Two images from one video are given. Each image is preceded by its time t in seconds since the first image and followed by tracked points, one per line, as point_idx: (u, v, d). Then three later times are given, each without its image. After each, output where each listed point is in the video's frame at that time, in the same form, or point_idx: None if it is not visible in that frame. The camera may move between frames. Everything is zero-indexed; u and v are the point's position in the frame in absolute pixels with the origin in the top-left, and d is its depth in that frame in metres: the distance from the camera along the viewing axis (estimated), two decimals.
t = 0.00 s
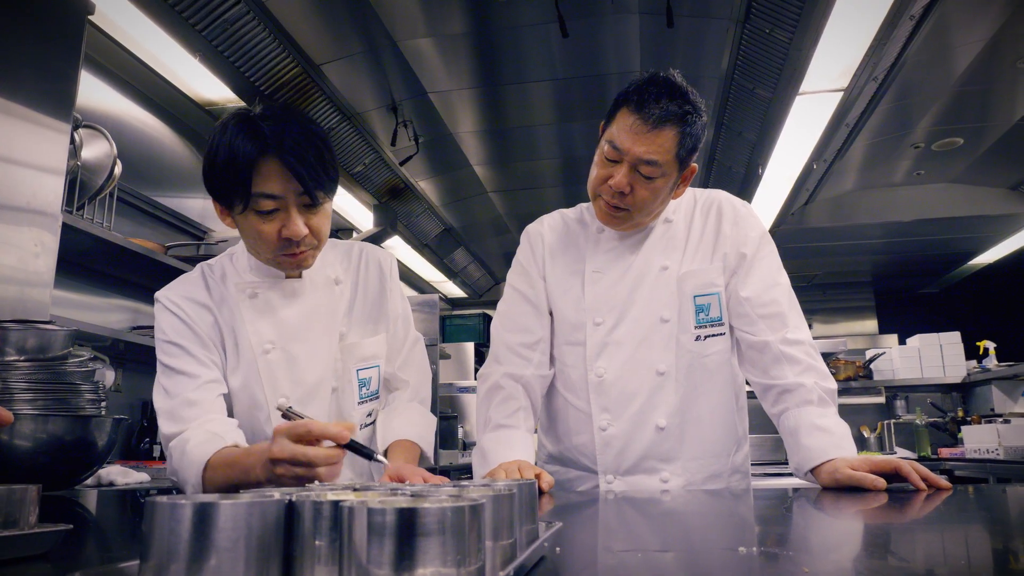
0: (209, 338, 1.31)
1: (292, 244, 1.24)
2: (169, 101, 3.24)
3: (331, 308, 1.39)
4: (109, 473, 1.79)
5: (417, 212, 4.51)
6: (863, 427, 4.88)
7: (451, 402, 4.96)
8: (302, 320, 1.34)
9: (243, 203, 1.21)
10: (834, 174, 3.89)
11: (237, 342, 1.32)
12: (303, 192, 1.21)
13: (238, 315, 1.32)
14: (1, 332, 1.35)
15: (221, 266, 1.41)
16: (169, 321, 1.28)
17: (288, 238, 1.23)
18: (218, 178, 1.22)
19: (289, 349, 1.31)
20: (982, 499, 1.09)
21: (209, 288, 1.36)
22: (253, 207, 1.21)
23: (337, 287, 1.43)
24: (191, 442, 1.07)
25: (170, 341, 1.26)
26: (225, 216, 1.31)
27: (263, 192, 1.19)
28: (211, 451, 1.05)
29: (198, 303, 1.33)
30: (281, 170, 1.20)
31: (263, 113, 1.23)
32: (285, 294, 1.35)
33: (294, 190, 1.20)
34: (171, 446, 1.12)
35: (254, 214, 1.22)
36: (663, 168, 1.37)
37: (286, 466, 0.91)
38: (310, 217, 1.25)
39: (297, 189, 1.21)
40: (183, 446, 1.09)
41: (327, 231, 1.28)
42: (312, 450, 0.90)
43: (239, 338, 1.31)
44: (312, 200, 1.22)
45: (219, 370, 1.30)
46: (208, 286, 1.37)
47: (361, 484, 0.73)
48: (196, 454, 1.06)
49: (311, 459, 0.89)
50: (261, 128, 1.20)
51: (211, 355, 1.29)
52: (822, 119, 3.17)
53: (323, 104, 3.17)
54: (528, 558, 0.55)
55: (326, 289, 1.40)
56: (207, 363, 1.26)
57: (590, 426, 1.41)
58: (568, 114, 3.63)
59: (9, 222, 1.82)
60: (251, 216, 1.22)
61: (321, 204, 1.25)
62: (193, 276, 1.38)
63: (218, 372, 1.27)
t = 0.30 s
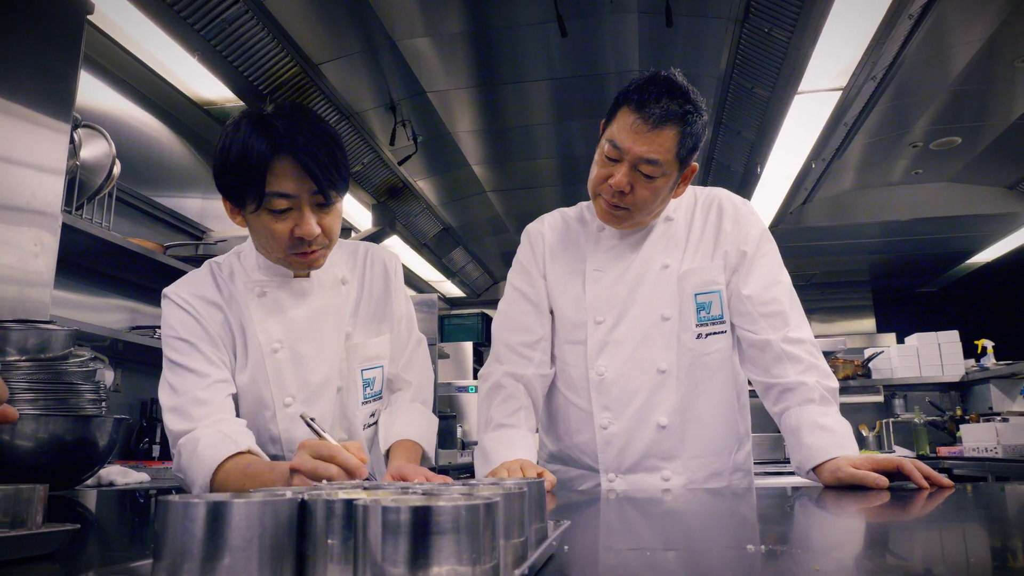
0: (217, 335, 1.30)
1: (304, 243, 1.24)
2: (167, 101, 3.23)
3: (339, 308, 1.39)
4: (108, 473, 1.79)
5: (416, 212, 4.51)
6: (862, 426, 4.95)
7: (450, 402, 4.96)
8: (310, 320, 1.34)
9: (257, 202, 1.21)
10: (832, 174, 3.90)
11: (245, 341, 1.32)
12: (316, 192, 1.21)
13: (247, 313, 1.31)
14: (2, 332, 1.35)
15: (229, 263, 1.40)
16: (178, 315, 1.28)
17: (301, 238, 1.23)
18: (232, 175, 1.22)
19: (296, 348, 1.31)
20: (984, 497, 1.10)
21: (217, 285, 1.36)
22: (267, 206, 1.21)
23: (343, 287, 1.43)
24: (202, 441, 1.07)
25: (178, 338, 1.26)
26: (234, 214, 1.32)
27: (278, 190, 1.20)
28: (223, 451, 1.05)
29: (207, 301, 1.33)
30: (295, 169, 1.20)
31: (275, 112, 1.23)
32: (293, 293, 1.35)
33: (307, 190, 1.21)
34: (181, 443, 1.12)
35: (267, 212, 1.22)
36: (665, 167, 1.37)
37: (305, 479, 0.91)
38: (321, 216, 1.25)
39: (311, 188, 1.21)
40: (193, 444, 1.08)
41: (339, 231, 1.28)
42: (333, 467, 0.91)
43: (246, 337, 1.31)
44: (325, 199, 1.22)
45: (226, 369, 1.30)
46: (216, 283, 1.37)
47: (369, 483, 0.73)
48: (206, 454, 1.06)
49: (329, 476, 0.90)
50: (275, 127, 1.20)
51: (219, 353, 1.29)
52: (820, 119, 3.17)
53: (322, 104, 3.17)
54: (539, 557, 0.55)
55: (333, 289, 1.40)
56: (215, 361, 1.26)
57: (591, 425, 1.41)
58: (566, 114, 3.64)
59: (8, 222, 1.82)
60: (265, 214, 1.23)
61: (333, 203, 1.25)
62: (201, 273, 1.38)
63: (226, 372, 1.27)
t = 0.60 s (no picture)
0: (226, 335, 1.31)
1: (315, 243, 1.25)
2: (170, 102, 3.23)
3: (346, 309, 1.39)
4: (113, 474, 1.79)
5: (418, 212, 4.51)
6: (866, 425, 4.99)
7: (453, 402, 4.96)
8: (317, 320, 1.34)
9: (268, 202, 1.21)
10: (835, 173, 3.89)
11: (253, 341, 1.32)
12: (327, 192, 1.22)
13: (255, 313, 1.32)
14: (7, 333, 1.35)
15: (237, 263, 1.41)
16: (187, 315, 1.28)
17: (312, 238, 1.23)
18: (243, 176, 1.22)
19: (304, 349, 1.31)
20: (992, 496, 1.10)
21: (226, 284, 1.37)
22: (277, 206, 1.22)
23: (352, 288, 1.43)
24: (211, 442, 1.07)
25: (187, 338, 1.26)
26: (244, 214, 1.32)
27: (289, 191, 1.20)
28: (232, 452, 1.05)
29: (215, 301, 1.33)
30: (306, 169, 1.20)
31: (286, 112, 1.23)
32: (302, 294, 1.35)
33: (318, 190, 1.21)
34: (189, 443, 1.12)
35: (278, 212, 1.22)
36: (673, 167, 1.37)
37: (315, 479, 0.90)
38: (332, 216, 1.25)
39: (323, 189, 1.22)
40: (202, 444, 1.08)
41: (349, 231, 1.29)
42: (341, 466, 0.91)
43: (255, 337, 1.32)
44: (336, 200, 1.23)
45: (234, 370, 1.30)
46: (225, 283, 1.37)
47: (383, 483, 0.73)
48: (212, 455, 1.06)
49: (335, 476, 0.90)
50: (285, 127, 1.21)
51: (227, 354, 1.29)
52: (823, 118, 3.17)
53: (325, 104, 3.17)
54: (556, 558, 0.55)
55: (341, 289, 1.41)
56: (224, 362, 1.26)
57: (597, 425, 1.41)
58: (569, 114, 3.64)
59: (13, 224, 1.82)
60: (276, 214, 1.23)
61: (343, 204, 1.26)
62: (210, 273, 1.38)
63: (235, 373, 1.27)
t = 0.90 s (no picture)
0: (232, 334, 1.31)
1: (321, 242, 1.25)
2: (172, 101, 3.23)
3: (352, 308, 1.39)
4: (118, 473, 1.79)
5: (420, 211, 4.51)
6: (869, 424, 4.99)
7: (456, 402, 4.97)
8: (324, 319, 1.34)
9: (276, 201, 1.22)
10: (837, 172, 3.89)
11: (260, 341, 1.32)
12: (335, 191, 1.22)
13: (261, 313, 1.32)
14: (13, 334, 1.31)
15: (243, 262, 1.41)
16: (193, 314, 1.29)
17: (319, 237, 1.24)
18: (252, 174, 1.23)
19: (310, 348, 1.31)
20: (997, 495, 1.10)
21: (232, 283, 1.37)
22: (285, 205, 1.22)
23: (357, 287, 1.43)
24: (217, 440, 1.08)
25: (193, 337, 1.26)
26: (251, 212, 1.32)
27: (298, 189, 1.20)
28: (239, 450, 1.06)
29: (222, 300, 1.33)
30: (315, 168, 1.21)
31: (295, 111, 1.24)
32: (308, 294, 1.35)
33: (326, 189, 1.22)
34: (196, 442, 1.12)
35: (285, 211, 1.23)
36: (679, 167, 1.37)
37: (320, 477, 0.92)
38: (339, 215, 1.26)
39: (331, 187, 1.22)
40: (208, 443, 1.09)
41: (356, 230, 1.29)
42: (348, 466, 0.91)
43: (261, 336, 1.32)
44: (344, 199, 1.23)
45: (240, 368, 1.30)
46: (231, 282, 1.37)
47: (394, 482, 0.73)
48: (219, 455, 1.06)
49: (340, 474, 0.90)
50: (295, 126, 1.21)
51: (233, 353, 1.29)
52: (825, 117, 3.17)
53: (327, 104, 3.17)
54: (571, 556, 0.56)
55: (347, 289, 1.41)
56: (230, 361, 1.26)
57: (602, 424, 1.41)
58: (571, 113, 3.64)
59: (18, 224, 1.82)
60: (283, 213, 1.23)
61: (350, 203, 1.26)
62: (216, 272, 1.38)
63: (241, 372, 1.27)
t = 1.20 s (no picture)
0: (234, 334, 1.31)
1: (325, 241, 1.25)
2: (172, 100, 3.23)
3: (354, 308, 1.39)
4: (118, 473, 1.79)
5: (421, 211, 4.51)
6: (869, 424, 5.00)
7: (456, 401, 4.96)
8: (326, 319, 1.34)
9: (280, 200, 1.22)
10: (837, 172, 3.89)
11: (262, 340, 1.32)
12: (338, 189, 1.22)
13: (264, 312, 1.32)
14: (15, 333, 1.34)
15: (246, 262, 1.41)
16: (195, 314, 1.29)
17: (322, 236, 1.23)
18: (255, 173, 1.23)
19: (312, 348, 1.31)
20: (1000, 495, 1.10)
21: (234, 283, 1.37)
22: (288, 204, 1.22)
23: (359, 287, 1.43)
24: (220, 440, 1.07)
25: (195, 337, 1.26)
26: (254, 210, 1.32)
27: (301, 188, 1.20)
28: (240, 450, 1.06)
29: (224, 300, 1.33)
30: (318, 167, 1.21)
31: (298, 111, 1.23)
32: (310, 293, 1.35)
33: (329, 188, 1.22)
34: (198, 442, 1.12)
35: (288, 210, 1.23)
36: (683, 167, 1.37)
37: (321, 478, 0.92)
38: (342, 214, 1.26)
39: (334, 186, 1.22)
40: (211, 443, 1.08)
41: (359, 229, 1.29)
42: (349, 467, 0.91)
43: (264, 336, 1.32)
44: (347, 198, 1.23)
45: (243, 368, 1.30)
46: (233, 281, 1.37)
47: (401, 483, 0.73)
48: (222, 455, 1.06)
49: (342, 474, 0.90)
50: (298, 125, 1.21)
51: (235, 353, 1.29)
52: (825, 117, 3.17)
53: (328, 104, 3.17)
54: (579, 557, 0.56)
55: (349, 289, 1.41)
56: (232, 362, 1.26)
57: (604, 424, 1.41)
58: (572, 113, 3.64)
59: (19, 223, 1.81)
60: (286, 211, 1.23)
61: (353, 202, 1.26)
62: (219, 272, 1.38)
63: (243, 372, 1.27)
